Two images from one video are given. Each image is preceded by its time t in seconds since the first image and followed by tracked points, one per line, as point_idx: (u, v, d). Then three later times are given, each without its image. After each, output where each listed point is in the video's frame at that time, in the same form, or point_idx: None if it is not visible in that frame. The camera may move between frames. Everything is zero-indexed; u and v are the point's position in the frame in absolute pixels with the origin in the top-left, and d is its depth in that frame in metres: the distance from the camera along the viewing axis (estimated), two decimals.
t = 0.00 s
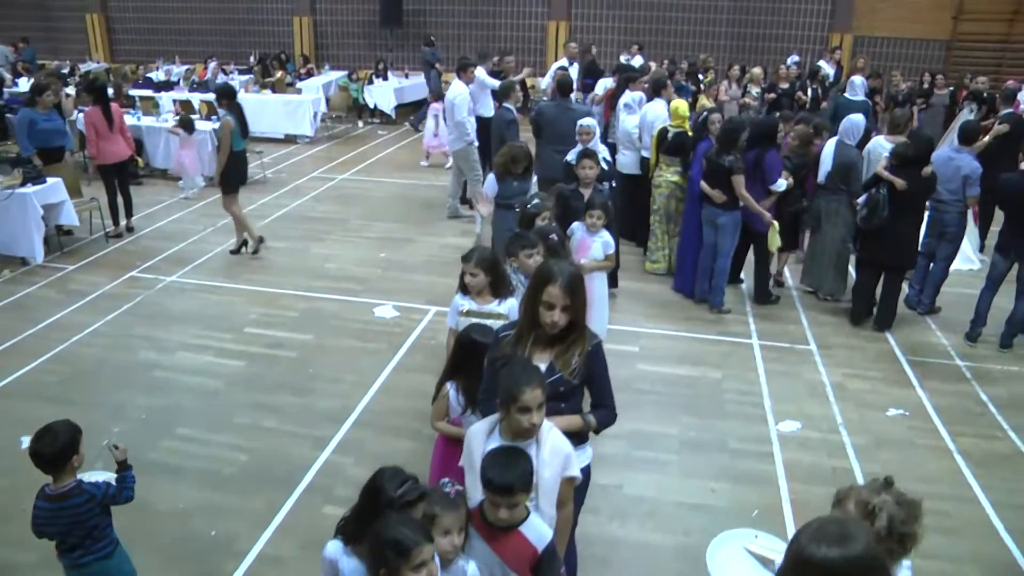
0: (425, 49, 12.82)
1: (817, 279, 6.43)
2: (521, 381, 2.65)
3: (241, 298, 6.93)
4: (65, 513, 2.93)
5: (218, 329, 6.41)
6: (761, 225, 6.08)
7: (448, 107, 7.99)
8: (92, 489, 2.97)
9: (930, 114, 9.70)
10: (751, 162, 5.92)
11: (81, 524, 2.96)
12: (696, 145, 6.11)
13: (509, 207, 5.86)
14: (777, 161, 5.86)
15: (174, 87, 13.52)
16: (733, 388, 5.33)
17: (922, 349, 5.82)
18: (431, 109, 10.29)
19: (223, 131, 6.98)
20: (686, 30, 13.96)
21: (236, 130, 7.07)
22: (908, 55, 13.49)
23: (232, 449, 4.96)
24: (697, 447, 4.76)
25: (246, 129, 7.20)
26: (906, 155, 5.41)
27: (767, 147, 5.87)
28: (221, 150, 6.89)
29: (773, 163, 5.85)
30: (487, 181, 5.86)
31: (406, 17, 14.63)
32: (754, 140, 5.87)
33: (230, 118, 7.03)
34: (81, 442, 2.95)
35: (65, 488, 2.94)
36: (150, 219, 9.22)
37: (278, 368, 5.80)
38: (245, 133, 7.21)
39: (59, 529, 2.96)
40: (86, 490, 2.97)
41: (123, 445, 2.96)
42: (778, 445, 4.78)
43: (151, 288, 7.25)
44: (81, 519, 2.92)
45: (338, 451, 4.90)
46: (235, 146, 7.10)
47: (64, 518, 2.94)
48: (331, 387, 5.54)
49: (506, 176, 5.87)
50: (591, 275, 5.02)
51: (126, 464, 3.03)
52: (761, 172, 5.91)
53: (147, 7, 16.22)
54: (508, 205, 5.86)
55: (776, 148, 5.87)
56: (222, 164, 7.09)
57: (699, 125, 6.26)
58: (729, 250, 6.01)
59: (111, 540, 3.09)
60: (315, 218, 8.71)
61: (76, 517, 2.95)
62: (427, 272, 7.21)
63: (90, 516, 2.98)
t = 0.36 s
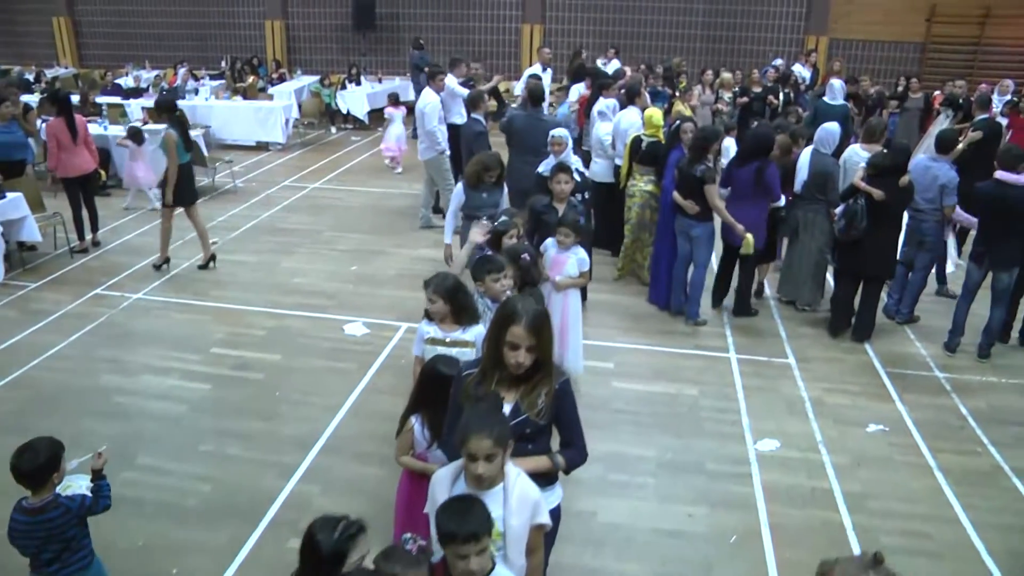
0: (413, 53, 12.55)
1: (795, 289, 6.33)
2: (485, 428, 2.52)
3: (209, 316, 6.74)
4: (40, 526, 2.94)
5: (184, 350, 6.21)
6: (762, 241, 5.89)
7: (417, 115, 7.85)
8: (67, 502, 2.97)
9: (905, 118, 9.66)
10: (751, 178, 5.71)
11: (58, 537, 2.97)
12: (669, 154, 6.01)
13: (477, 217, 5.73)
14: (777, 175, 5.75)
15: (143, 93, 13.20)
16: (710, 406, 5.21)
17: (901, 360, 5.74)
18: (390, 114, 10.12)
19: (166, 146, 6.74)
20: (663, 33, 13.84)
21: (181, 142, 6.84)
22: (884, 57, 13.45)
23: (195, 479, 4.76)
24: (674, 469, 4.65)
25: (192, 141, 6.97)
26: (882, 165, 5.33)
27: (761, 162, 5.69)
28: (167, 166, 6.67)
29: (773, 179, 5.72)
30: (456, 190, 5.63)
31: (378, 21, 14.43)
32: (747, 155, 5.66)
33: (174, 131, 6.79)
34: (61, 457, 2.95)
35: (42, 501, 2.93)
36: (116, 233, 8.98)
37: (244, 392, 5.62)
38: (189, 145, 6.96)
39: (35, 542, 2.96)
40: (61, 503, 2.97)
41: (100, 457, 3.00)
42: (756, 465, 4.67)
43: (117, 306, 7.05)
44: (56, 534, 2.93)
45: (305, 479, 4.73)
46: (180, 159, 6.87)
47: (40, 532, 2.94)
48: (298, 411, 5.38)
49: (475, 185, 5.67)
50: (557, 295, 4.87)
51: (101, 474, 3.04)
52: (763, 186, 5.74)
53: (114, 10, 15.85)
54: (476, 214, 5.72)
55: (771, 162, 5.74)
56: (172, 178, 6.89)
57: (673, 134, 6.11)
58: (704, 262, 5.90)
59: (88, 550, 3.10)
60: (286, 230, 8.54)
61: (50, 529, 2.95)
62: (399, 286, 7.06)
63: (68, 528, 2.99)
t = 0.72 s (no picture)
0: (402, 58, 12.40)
1: (771, 300, 6.21)
2: (442, 480, 2.38)
3: (173, 337, 6.53)
4: (17, 535, 3.03)
5: (146, 373, 5.99)
6: (743, 256, 5.77)
7: (386, 124, 7.83)
8: (44, 510, 3.06)
9: (875, 120, 9.62)
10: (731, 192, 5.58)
11: (35, 543, 3.07)
12: (643, 166, 5.88)
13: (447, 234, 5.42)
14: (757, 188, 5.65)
15: (110, 100, 12.84)
16: (686, 425, 5.10)
17: (879, 372, 5.65)
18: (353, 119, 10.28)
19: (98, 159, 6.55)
20: (637, 36, 13.70)
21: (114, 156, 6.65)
22: (859, 60, 13.43)
23: (155, 513, 4.53)
24: (649, 494, 4.52)
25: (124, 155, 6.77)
26: (860, 177, 5.23)
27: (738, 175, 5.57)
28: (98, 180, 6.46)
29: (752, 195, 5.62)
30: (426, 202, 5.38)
31: (349, 24, 14.19)
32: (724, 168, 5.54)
33: (106, 145, 6.62)
34: (38, 469, 3.02)
35: (19, 510, 3.01)
36: (80, 249, 8.72)
37: (209, 418, 5.41)
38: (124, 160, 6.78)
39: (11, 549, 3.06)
40: (38, 511, 3.05)
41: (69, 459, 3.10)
42: (733, 488, 4.56)
43: (78, 326, 6.78)
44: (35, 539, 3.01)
45: (269, 511, 4.55)
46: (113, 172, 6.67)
47: (17, 540, 3.03)
48: (264, 438, 5.20)
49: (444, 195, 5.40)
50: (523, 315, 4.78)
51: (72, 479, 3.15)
52: (744, 200, 5.63)
53: (79, 14, 15.49)
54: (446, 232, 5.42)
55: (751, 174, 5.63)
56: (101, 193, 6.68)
57: (648, 145, 5.98)
58: (679, 276, 5.80)
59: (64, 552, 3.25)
60: (254, 244, 8.36)
61: (27, 537, 3.05)
62: (369, 302, 6.90)
63: (45, 535, 3.10)
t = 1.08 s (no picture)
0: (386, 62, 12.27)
1: (745, 312, 6.09)
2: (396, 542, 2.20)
3: (134, 360, 6.29)
4: None
5: (105, 400, 5.75)
6: (723, 269, 5.67)
7: (353, 135, 7.65)
8: None
9: (847, 123, 9.57)
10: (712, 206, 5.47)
11: None
12: (618, 180, 5.75)
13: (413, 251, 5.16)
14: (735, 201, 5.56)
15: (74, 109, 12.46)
16: (660, 447, 4.98)
17: (856, 386, 5.55)
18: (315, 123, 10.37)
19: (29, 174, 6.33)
20: (610, 39, 13.57)
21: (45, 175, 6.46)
22: (831, 63, 13.40)
23: (110, 551, 4.31)
24: (623, 520, 4.39)
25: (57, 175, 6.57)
26: (837, 190, 5.13)
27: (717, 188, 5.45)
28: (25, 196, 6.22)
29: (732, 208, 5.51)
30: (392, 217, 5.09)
31: (318, 29, 13.95)
32: (705, 182, 5.42)
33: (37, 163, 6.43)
34: None
35: None
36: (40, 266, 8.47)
37: (170, 447, 5.19)
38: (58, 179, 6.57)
39: None
40: None
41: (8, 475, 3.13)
42: (708, 512, 4.44)
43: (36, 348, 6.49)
44: None
45: (230, 547, 4.35)
46: (46, 190, 6.44)
47: None
48: (227, 467, 5.01)
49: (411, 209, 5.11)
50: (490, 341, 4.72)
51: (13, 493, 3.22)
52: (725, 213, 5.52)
53: (41, 19, 15.05)
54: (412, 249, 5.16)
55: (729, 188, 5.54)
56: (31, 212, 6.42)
57: (623, 158, 5.84)
58: (653, 293, 5.70)
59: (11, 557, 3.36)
60: (221, 258, 8.16)
61: None
62: (338, 320, 6.73)
63: None
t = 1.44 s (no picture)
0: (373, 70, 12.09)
1: (720, 324, 5.98)
2: None
3: (91, 384, 6.04)
4: None
5: (59, 428, 5.49)
6: (710, 284, 5.55)
7: (318, 147, 7.45)
8: None
9: (824, 128, 9.51)
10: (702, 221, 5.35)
11: None
12: (588, 195, 5.61)
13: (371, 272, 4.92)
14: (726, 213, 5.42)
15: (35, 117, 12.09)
16: (633, 470, 4.84)
17: (832, 401, 5.45)
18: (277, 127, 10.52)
19: None
20: (581, 43, 13.42)
21: None
22: (803, 65, 13.34)
23: None
24: (596, 550, 4.24)
25: None
26: (812, 202, 5.02)
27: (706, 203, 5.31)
28: None
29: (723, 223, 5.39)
30: (350, 237, 4.86)
31: (286, 34, 13.70)
32: (696, 199, 5.29)
33: None
34: None
35: None
36: None
37: (126, 480, 4.96)
38: None
39: None
40: None
41: None
42: (683, 539, 4.30)
43: None
44: None
45: None
46: None
47: None
48: (185, 501, 4.80)
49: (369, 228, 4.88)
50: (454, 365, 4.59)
51: None
52: (714, 227, 5.39)
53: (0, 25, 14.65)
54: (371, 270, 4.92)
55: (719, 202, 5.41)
56: None
57: (591, 170, 5.69)
58: (625, 309, 5.55)
59: None
60: (184, 274, 7.93)
61: None
62: (304, 340, 6.54)
63: None
